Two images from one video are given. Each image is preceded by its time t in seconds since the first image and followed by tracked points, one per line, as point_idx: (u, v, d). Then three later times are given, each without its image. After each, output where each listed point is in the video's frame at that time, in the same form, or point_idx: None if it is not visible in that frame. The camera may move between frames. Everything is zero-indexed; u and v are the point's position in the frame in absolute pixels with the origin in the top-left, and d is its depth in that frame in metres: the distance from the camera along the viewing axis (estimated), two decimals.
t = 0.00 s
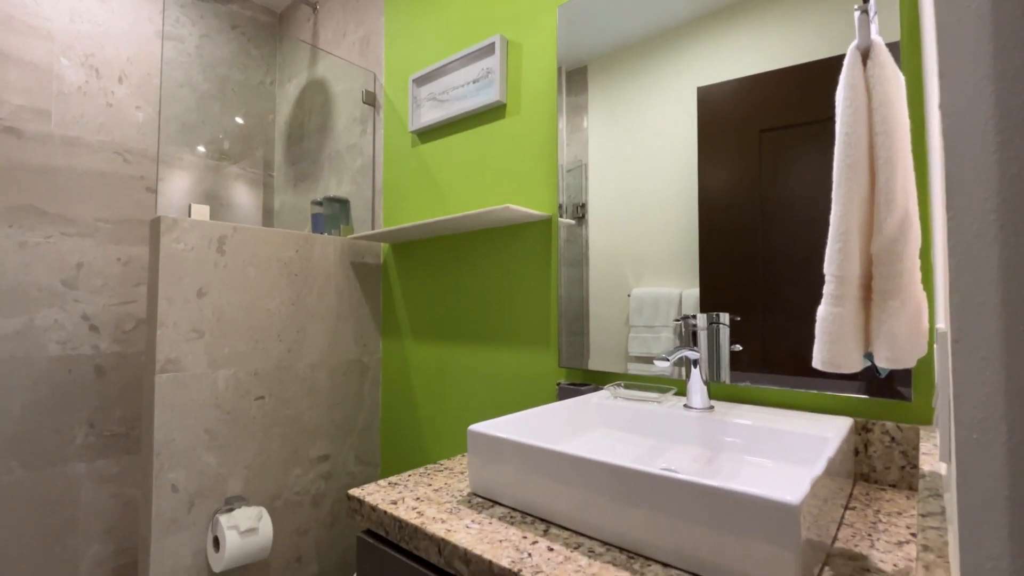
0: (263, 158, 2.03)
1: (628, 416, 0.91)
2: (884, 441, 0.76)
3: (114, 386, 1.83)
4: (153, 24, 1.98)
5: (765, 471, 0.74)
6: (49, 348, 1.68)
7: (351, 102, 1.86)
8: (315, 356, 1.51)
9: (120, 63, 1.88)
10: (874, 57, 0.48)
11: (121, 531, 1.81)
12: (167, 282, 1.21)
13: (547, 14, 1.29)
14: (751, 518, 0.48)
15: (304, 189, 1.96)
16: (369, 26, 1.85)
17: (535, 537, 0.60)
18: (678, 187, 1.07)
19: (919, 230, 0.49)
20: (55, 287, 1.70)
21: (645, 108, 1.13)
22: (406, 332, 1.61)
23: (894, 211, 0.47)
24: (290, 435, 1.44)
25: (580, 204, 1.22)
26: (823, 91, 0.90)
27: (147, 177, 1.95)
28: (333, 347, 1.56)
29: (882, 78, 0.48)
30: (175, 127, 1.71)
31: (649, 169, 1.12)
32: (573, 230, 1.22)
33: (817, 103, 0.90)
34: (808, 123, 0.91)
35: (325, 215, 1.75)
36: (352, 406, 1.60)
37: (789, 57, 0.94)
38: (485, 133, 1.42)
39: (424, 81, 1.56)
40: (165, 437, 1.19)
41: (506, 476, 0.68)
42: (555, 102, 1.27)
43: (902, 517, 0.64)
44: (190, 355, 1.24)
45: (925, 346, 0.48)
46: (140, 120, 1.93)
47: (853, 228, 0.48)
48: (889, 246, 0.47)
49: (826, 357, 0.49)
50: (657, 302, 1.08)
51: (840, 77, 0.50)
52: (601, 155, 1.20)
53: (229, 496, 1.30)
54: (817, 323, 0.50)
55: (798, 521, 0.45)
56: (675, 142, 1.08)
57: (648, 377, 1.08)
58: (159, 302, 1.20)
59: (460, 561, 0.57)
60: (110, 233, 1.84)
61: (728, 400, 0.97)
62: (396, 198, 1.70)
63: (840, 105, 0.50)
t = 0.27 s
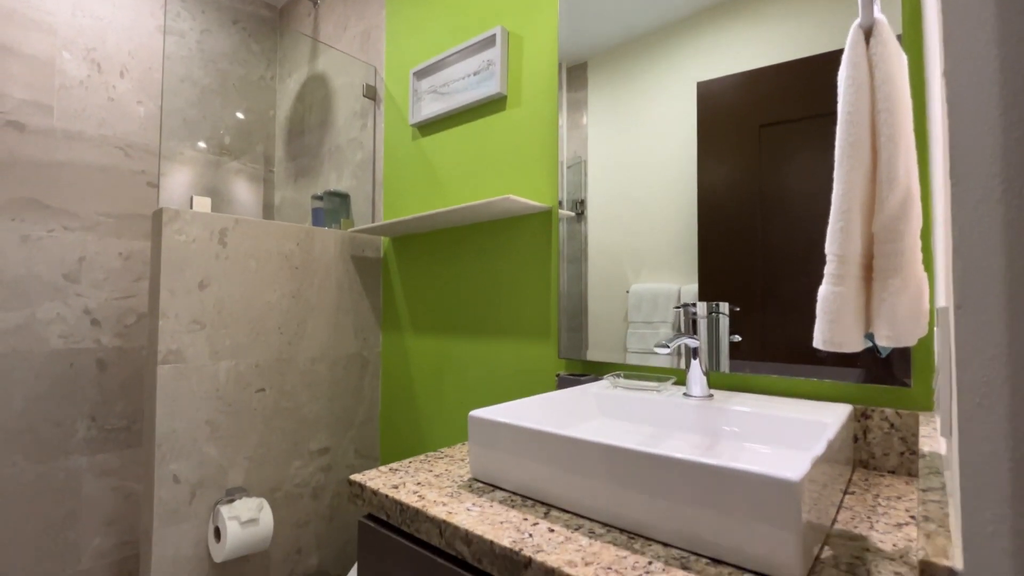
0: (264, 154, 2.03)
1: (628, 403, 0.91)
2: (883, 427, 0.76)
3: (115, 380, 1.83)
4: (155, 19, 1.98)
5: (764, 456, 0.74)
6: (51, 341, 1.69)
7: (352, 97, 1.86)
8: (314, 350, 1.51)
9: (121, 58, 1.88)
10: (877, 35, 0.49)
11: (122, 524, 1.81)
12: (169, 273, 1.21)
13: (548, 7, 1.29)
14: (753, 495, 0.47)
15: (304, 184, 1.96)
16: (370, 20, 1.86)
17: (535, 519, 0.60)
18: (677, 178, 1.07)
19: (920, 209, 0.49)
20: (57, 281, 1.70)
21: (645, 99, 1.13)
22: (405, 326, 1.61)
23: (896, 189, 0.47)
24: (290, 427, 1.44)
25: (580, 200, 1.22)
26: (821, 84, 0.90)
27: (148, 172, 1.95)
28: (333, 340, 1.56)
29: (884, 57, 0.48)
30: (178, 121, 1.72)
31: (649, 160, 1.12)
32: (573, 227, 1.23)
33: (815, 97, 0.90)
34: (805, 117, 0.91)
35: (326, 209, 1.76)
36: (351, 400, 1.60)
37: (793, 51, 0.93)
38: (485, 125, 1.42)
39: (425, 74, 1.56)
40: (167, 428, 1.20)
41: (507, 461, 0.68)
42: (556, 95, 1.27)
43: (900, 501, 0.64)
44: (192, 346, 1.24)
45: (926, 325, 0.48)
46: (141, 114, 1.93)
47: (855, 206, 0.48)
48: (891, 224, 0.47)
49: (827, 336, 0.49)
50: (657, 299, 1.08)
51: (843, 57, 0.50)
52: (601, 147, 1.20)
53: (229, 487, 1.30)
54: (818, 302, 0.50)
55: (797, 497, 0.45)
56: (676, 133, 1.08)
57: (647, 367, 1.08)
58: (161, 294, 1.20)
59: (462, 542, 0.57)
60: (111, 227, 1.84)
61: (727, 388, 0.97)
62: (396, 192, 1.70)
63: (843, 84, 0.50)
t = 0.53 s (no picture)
0: (264, 148, 2.02)
1: (628, 390, 0.91)
2: (883, 412, 0.76)
3: (116, 373, 1.83)
4: (156, 13, 1.98)
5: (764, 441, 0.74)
6: (52, 334, 1.69)
7: (352, 90, 1.86)
8: (315, 342, 1.51)
9: (122, 52, 1.88)
10: (880, 14, 0.48)
11: (123, 517, 1.82)
12: (170, 264, 1.21)
13: None
14: (753, 472, 0.47)
15: (304, 178, 1.96)
16: (370, 14, 1.85)
17: (536, 500, 0.60)
18: (678, 168, 1.07)
19: (922, 188, 0.49)
20: (58, 274, 1.71)
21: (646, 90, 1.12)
22: (405, 319, 1.60)
23: (898, 166, 0.47)
24: (291, 419, 1.44)
25: (580, 195, 1.22)
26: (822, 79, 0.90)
27: (148, 166, 1.95)
28: (333, 332, 1.56)
29: (888, 35, 0.48)
30: (178, 115, 1.73)
31: (650, 151, 1.12)
32: (573, 222, 1.23)
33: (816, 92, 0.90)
34: (805, 111, 0.91)
35: (326, 203, 1.74)
36: (351, 392, 1.60)
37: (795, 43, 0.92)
38: (485, 116, 1.42)
39: (426, 66, 1.56)
40: (168, 419, 1.20)
41: (507, 446, 0.68)
42: (557, 86, 1.27)
43: (900, 484, 0.64)
44: (192, 336, 1.25)
45: (928, 304, 0.48)
46: (142, 108, 1.93)
47: (857, 184, 0.48)
48: (893, 202, 0.47)
49: (828, 315, 0.49)
50: (656, 293, 1.08)
51: (846, 36, 0.50)
52: (602, 139, 1.20)
53: (230, 477, 1.31)
54: (819, 281, 0.50)
55: (798, 474, 0.45)
56: (676, 124, 1.07)
57: (647, 355, 1.09)
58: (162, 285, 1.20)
59: (462, 523, 0.57)
60: (112, 221, 1.84)
61: (726, 376, 0.98)
62: (396, 184, 1.70)
63: (845, 62, 0.50)
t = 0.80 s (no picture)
0: (264, 142, 2.03)
1: (627, 377, 0.91)
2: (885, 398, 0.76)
3: (117, 366, 1.83)
4: (156, 7, 1.98)
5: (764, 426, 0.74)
6: (52, 327, 1.69)
7: (353, 83, 1.86)
8: (315, 333, 1.51)
9: (123, 45, 1.88)
10: None
11: (123, 509, 1.83)
12: (171, 254, 1.21)
13: None
14: (753, 449, 0.47)
15: (304, 171, 1.95)
16: (371, 7, 1.85)
17: (536, 482, 0.60)
18: (679, 157, 1.07)
19: (925, 167, 0.49)
20: (58, 267, 1.71)
21: (647, 79, 1.12)
22: (406, 311, 1.60)
23: (900, 143, 0.47)
24: (291, 410, 1.44)
25: (580, 189, 1.22)
26: (823, 70, 0.90)
27: (149, 160, 1.95)
28: (334, 324, 1.56)
29: (890, 13, 0.48)
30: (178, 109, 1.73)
31: (651, 141, 1.12)
32: (575, 216, 1.22)
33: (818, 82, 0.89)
34: (805, 103, 0.91)
35: (326, 195, 1.74)
36: (351, 384, 1.61)
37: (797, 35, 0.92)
38: (485, 108, 1.42)
39: (426, 58, 1.56)
40: (168, 409, 1.20)
41: (507, 430, 0.68)
42: (557, 76, 1.26)
43: (902, 467, 0.64)
44: (193, 327, 1.25)
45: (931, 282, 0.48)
46: (143, 102, 1.93)
47: (859, 162, 0.48)
48: (896, 179, 0.47)
49: (829, 294, 0.49)
50: (656, 286, 1.09)
51: (848, 16, 0.50)
52: (603, 129, 1.20)
53: (230, 468, 1.31)
54: (821, 261, 0.50)
55: (799, 450, 0.45)
56: (678, 113, 1.07)
57: (647, 344, 1.09)
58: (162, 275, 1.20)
59: (463, 504, 0.57)
60: (112, 214, 1.83)
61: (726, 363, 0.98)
62: (397, 177, 1.70)
63: (848, 41, 0.50)
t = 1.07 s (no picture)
0: (265, 136, 2.03)
1: (629, 364, 0.91)
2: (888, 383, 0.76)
3: (119, 359, 1.84)
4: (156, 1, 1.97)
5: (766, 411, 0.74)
6: (54, 320, 1.69)
7: (353, 76, 1.85)
8: (317, 326, 1.51)
9: (123, 39, 1.88)
10: None
11: (126, 501, 1.83)
12: (172, 245, 1.21)
13: None
14: (754, 427, 0.47)
15: (306, 165, 1.94)
16: None
17: (538, 464, 0.60)
18: (681, 147, 1.07)
19: (924, 146, 0.49)
20: (60, 260, 1.71)
21: (647, 69, 1.12)
22: (408, 304, 1.61)
23: (900, 121, 0.47)
24: (293, 402, 1.45)
25: (582, 185, 1.22)
26: (825, 60, 0.89)
27: (149, 153, 1.95)
28: (336, 317, 1.56)
29: None
30: (178, 102, 1.72)
31: (652, 130, 1.12)
32: (577, 211, 1.22)
33: (822, 73, 0.89)
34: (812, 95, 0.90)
35: (327, 189, 1.73)
36: (353, 377, 1.61)
37: (804, 27, 0.91)
38: (486, 99, 1.42)
39: (426, 50, 1.56)
40: (170, 399, 1.20)
41: (510, 414, 0.69)
42: (557, 66, 1.26)
43: (904, 449, 0.64)
44: (194, 317, 1.25)
45: (931, 261, 0.48)
46: (143, 96, 1.93)
47: (860, 140, 0.47)
48: (896, 157, 0.47)
49: (830, 274, 0.49)
50: (659, 280, 1.09)
51: None
52: (603, 119, 1.20)
53: (233, 459, 1.31)
54: (822, 240, 0.50)
55: (800, 427, 0.45)
56: (678, 103, 1.07)
57: (651, 333, 1.09)
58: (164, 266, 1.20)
59: (466, 486, 0.57)
60: (113, 207, 1.84)
61: (728, 351, 0.98)
62: (398, 170, 1.70)
63: (848, 20, 0.50)
